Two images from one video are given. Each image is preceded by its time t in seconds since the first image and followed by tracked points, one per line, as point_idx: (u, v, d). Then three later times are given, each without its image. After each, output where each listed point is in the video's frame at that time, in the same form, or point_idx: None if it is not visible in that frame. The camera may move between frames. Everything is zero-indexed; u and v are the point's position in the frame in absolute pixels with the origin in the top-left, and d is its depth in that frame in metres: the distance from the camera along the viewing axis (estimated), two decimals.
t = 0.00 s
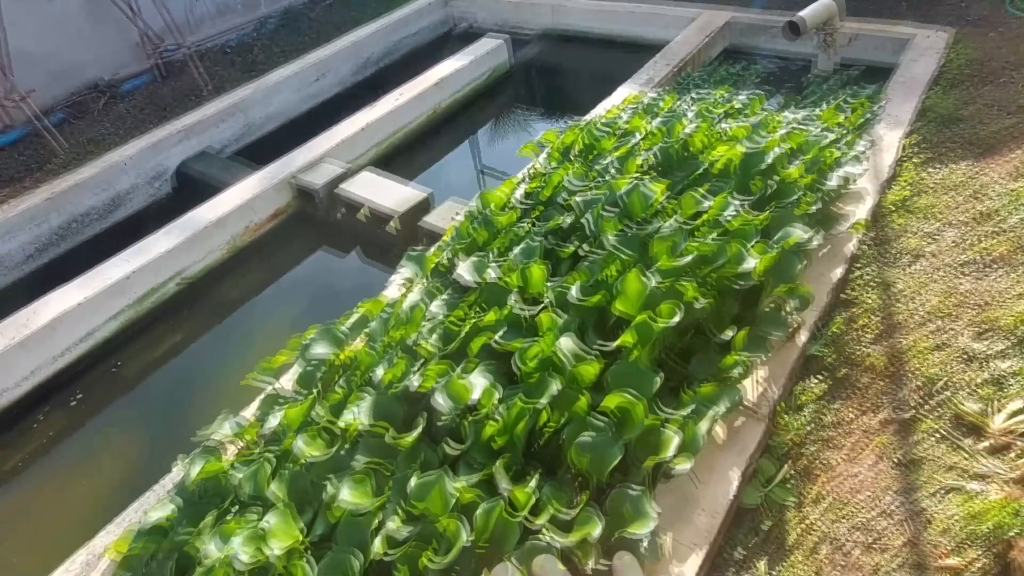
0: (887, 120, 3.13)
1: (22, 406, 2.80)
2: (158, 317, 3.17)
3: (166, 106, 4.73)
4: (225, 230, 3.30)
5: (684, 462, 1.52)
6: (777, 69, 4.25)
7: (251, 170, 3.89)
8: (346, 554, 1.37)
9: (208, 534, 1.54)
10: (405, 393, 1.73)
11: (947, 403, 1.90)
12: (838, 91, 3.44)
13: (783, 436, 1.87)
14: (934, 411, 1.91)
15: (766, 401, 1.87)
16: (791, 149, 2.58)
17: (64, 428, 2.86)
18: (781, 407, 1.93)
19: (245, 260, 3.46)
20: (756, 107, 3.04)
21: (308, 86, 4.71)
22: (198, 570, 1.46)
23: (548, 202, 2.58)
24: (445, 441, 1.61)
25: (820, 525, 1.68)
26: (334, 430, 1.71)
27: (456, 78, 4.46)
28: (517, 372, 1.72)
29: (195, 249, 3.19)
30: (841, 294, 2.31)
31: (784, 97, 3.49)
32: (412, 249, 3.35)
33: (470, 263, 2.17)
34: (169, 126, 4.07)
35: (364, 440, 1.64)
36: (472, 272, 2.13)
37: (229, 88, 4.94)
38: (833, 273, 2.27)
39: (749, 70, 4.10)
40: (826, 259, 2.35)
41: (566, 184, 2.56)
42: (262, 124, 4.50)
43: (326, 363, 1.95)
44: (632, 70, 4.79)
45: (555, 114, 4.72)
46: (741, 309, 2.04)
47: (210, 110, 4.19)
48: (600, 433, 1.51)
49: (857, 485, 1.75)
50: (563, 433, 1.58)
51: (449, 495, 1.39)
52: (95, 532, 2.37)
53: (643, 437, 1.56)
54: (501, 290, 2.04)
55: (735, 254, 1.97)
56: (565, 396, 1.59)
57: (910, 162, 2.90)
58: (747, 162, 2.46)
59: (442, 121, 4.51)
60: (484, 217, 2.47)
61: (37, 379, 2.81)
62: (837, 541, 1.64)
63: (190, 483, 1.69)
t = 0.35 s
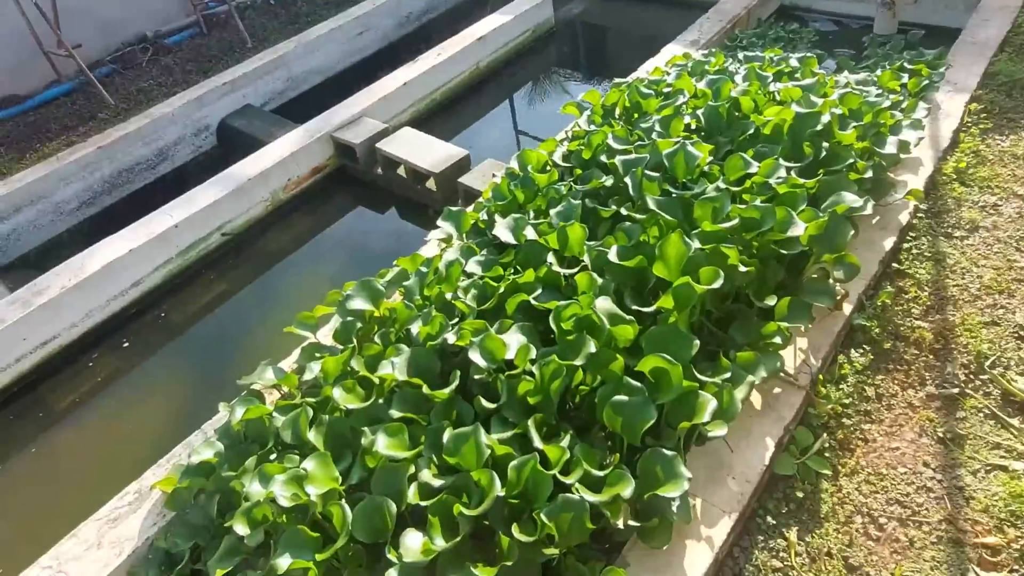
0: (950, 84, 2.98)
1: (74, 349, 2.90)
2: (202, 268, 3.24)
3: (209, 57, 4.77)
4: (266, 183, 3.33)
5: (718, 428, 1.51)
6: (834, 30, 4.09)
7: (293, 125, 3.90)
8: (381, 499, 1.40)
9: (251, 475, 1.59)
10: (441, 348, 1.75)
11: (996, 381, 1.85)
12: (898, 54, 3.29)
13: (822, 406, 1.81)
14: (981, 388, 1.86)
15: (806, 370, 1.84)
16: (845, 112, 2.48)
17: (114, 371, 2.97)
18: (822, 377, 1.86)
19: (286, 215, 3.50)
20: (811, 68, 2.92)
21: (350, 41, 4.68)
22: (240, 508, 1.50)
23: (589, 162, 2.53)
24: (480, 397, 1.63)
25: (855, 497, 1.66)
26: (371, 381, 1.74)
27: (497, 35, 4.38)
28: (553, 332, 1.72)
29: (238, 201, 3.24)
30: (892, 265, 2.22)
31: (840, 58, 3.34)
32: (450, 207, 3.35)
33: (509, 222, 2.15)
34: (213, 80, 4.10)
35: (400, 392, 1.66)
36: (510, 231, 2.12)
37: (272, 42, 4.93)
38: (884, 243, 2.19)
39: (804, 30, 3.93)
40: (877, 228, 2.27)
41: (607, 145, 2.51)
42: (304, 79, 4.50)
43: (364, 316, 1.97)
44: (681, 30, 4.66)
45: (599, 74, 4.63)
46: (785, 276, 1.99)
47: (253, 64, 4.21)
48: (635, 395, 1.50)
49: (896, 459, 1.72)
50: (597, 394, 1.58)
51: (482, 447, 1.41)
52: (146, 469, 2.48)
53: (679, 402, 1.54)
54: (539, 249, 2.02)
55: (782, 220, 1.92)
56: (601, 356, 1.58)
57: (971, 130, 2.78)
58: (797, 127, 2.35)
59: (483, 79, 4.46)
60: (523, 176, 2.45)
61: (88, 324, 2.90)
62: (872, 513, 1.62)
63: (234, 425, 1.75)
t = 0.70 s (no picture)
0: (963, 74, 2.95)
1: (86, 339, 2.93)
2: (212, 259, 3.25)
3: (217, 48, 4.77)
4: (275, 174, 3.34)
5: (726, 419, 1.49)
6: (846, 19, 4.07)
7: (301, 117, 3.91)
8: (389, 487, 1.40)
9: (260, 463, 1.61)
10: (449, 338, 1.77)
11: (1006, 373, 1.85)
12: (911, 43, 3.26)
13: (830, 399, 1.81)
14: (991, 381, 1.85)
15: (813, 363, 1.83)
16: (855, 103, 2.47)
17: (126, 361, 3.00)
18: (829, 369, 1.86)
19: (295, 206, 3.51)
20: (822, 58, 2.90)
21: (357, 31, 4.67)
22: (251, 495, 1.52)
23: (597, 154, 2.53)
24: (486, 387, 1.63)
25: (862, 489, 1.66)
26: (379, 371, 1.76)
27: (505, 26, 4.37)
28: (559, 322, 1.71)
29: (247, 192, 3.25)
30: (902, 257, 2.20)
31: (852, 48, 3.31)
32: (458, 198, 3.36)
33: (515, 213, 2.15)
34: (221, 71, 4.11)
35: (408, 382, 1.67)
36: (517, 223, 2.12)
37: (280, 33, 4.93)
38: (894, 235, 2.18)
39: (815, 19, 3.90)
40: (887, 219, 2.26)
41: (615, 136, 2.50)
42: (312, 70, 4.50)
43: (371, 307, 1.98)
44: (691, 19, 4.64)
45: (608, 64, 4.61)
46: (793, 269, 1.98)
47: (261, 55, 4.21)
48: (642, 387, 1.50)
49: (903, 452, 1.73)
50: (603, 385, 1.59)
51: (489, 437, 1.41)
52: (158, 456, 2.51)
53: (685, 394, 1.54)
54: (547, 241, 2.03)
55: (790, 212, 1.92)
56: (607, 348, 1.59)
57: (984, 121, 2.76)
58: (808, 116, 2.34)
59: (490, 70, 4.45)
60: (531, 167, 2.45)
61: (100, 314, 2.93)
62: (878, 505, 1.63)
63: (244, 414, 1.76)
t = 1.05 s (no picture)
0: (960, 68, 2.95)
1: (86, 343, 2.93)
2: (210, 262, 3.25)
3: (213, 52, 4.77)
4: (272, 176, 3.34)
5: (724, 417, 1.50)
6: (842, 14, 4.07)
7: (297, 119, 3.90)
8: (388, 489, 1.40)
9: (260, 467, 1.61)
10: (447, 339, 1.76)
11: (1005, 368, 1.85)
12: (907, 37, 3.26)
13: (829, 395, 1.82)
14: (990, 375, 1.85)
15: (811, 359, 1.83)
16: (852, 98, 2.47)
17: (126, 365, 3.00)
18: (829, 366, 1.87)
19: (293, 208, 3.51)
20: (819, 53, 2.90)
21: (352, 33, 4.67)
22: (250, 499, 1.51)
23: (593, 152, 2.53)
24: (485, 387, 1.63)
25: (862, 485, 1.65)
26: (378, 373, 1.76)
27: (501, 25, 4.36)
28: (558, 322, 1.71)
29: (244, 195, 3.24)
30: (900, 252, 2.20)
31: (848, 43, 3.31)
32: (455, 198, 3.36)
33: (513, 213, 2.15)
34: (217, 74, 4.11)
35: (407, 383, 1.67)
36: (514, 223, 2.12)
37: (275, 36, 4.92)
38: (891, 230, 2.18)
39: (811, 15, 3.90)
40: (885, 215, 2.26)
41: (611, 134, 2.50)
42: (308, 72, 4.50)
43: (370, 308, 1.99)
44: (687, 17, 4.64)
45: (604, 63, 4.61)
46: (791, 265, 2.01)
47: (257, 58, 4.20)
48: (640, 385, 1.50)
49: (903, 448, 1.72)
50: (602, 384, 1.59)
51: (488, 438, 1.41)
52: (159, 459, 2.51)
53: (684, 391, 1.54)
54: (543, 240, 2.02)
55: (787, 208, 1.92)
56: (606, 347, 1.59)
57: (981, 114, 2.76)
58: (804, 112, 2.35)
59: (487, 69, 4.44)
60: (528, 167, 2.45)
61: (99, 318, 2.92)
62: (878, 501, 1.62)
63: (242, 418, 1.75)
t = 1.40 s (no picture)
0: (952, 69, 2.96)
1: (80, 351, 2.91)
2: (204, 268, 3.24)
3: (205, 57, 4.75)
4: (266, 182, 3.33)
5: (722, 421, 1.51)
6: (834, 16, 4.09)
7: (291, 124, 3.89)
8: (387, 498, 1.39)
9: (257, 476, 1.60)
10: (444, 345, 1.76)
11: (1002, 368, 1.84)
12: (899, 38, 3.27)
13: (826, 398, 1.81)
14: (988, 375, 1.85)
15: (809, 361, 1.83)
16: (846, 100, 2.48)
17: (120, 373, 2.98)
18: (826, 368, 1.86)
19: (287, 213, 3.50)
20: (812, 55, 2.91)
21: (345, 37, 4.66)
22: (248, 508, 1.51)
23: (589, 156, 2.53)
24: (483, 394, 1.63)
25: (861, 488, 1.65)
26: (375, 380, 1.76)
27: (494, 29, 4.36)
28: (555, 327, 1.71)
29: (239, 201, 3.24)
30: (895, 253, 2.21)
31: (841, 45, 3.32)
32: (450, 202, 3.36)
33: (509, 218, 2.15)
34: (210, 79, 4.09)
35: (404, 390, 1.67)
36: (510, 228, 2.12)
37: (268, 41, 4.91)
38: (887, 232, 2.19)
39: (803, 17, 3.91)
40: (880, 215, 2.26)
41: (607, 137, 2.50)
42: (300, 77, 4.49)
43: (366, 315, 1.99)
44: (679, 20, 4.65)
45: (597, 65, 4.62)
46: (787, 268, 1.99)
47: (249, 63, 4.19)
48: (639, 391, 1.49)
49: (901, 449, 1.72)
50: (600, 389, 1.58)
51: (486, 445, 1.41)
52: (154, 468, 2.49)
53: (683, 396, 1.53)
54: (540, 244, 2.01)
55: (783, 211, 1.92)
56: (604, 352, 1.59)
57: (974, 115, 2.77)
58: (799, 115, 2.36)
59: (480, 73, 4.44)
60: (523, 171, 2.45)
61: (93, 326, 2.91)
62: (878, 504, 1.62)
63: (239, 426, 1.74)
